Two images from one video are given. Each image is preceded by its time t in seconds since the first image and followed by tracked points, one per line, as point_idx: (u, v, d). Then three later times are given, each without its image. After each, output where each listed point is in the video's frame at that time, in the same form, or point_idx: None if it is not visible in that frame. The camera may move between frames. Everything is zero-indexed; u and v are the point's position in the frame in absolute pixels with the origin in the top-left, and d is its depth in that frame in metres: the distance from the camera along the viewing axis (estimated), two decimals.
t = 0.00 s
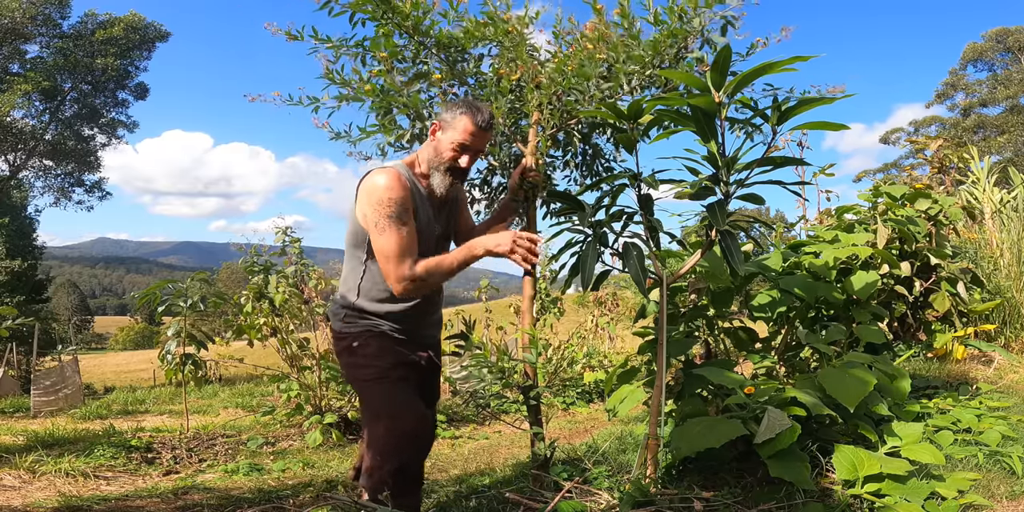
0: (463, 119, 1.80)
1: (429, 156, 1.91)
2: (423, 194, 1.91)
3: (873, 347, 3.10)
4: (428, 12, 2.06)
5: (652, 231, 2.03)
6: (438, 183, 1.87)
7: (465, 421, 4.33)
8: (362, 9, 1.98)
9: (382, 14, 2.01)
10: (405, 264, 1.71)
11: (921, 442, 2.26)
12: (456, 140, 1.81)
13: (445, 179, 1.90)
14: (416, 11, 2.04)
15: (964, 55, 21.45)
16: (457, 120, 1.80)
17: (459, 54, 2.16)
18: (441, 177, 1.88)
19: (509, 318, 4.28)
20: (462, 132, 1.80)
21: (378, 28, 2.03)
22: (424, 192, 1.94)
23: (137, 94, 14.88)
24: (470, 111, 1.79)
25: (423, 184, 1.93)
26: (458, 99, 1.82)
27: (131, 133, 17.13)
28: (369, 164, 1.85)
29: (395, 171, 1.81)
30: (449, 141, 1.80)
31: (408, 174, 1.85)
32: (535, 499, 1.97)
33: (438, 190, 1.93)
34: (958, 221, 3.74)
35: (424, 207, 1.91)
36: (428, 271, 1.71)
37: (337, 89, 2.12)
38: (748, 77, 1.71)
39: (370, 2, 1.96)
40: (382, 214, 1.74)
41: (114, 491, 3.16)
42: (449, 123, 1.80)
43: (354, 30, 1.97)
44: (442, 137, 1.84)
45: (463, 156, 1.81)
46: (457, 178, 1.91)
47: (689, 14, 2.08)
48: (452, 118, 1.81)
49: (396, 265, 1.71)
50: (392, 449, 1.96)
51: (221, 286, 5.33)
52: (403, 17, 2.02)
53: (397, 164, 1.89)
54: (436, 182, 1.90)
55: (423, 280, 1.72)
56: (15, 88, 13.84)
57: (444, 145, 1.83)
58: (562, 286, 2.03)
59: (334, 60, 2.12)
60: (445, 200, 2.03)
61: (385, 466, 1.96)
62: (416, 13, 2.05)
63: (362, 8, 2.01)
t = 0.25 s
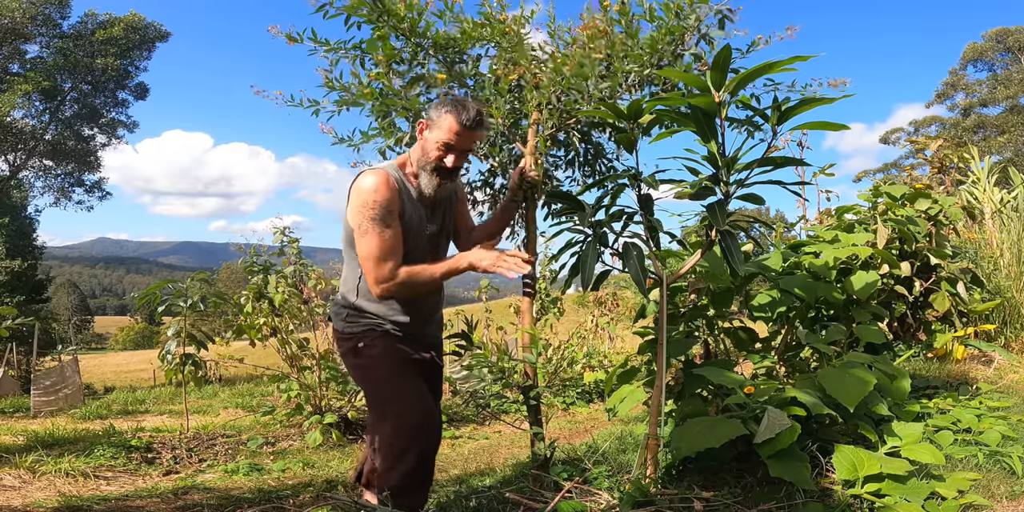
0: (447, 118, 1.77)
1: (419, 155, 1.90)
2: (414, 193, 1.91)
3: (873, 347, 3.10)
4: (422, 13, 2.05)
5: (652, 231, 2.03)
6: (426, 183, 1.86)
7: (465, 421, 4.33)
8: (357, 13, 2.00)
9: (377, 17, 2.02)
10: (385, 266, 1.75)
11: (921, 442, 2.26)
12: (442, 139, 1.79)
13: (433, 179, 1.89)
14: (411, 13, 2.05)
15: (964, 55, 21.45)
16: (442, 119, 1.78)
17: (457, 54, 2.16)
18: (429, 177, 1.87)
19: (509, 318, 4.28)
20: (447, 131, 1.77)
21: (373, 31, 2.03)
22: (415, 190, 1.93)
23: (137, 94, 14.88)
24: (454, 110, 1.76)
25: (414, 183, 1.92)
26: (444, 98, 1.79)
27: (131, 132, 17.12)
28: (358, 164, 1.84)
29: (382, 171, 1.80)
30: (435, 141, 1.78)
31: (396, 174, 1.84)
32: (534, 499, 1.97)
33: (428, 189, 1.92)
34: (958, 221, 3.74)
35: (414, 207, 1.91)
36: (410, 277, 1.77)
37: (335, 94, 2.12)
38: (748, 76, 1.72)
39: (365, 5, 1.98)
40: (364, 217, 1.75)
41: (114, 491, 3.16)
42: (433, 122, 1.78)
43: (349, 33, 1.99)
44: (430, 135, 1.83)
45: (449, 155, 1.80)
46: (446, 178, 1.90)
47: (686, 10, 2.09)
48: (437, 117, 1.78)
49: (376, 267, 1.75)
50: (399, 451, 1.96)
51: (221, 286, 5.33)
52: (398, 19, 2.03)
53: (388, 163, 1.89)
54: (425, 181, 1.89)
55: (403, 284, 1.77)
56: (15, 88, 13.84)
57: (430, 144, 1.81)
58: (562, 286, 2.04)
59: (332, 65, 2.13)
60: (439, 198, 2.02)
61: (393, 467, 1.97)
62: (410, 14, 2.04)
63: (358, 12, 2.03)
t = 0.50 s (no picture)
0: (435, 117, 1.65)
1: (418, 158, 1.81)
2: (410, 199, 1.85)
3: (873, 347, 3.10)
4: (419, 16, 2.06)
5: (652, 231, 2.03)
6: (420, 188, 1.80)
7: (465, 421, 4.32)
8: (355, 17, 2.03)
9: (375, 21, 2.05)
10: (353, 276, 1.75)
11: (921, 442, 2.26)
12: (432, 142, 1.69)
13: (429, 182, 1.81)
14: (409, 16, 2.06)
15: (964, 55, 21.45)
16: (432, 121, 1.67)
17: (455, 56, 2.15)
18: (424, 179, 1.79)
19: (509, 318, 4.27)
20: (436, 134, 1.67)
21: (372, 35, 2.06)
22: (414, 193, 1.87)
23: (137, 94, 14.88)
24: (440, 109, 1.64)
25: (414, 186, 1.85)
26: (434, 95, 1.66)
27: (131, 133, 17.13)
28: (355, 168, 1.84)
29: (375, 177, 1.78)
30: (424, 143, 1.69)
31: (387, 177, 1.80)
32: (534, 499, 1.97)
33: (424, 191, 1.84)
34: (958, 221, 3.74)
35: (406, 210, 1.86)
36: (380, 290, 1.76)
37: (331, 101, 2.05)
38: (749, 76, 1.72)
39: (361, 9, 2.02)
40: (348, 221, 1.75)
41: (114, 491, 3.16)
42: (420, 123, 1.67)
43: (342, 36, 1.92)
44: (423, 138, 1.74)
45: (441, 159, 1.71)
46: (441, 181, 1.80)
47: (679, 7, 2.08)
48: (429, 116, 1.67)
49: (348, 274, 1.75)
50: (382, 446, 2.05)
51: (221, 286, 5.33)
52: (396, 23, 2.05)
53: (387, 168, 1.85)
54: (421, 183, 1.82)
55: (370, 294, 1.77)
56: (15, 88, 13.84)
57: (421, 147, 1.73)
58: (562, 286, 2.04)
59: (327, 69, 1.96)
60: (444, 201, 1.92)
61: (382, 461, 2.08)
62: (409, 17, 2.06)
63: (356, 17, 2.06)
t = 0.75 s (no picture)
0: (443, 122, 1.75)
1: (425, 173, 1.89)
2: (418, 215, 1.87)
3: (873, 347, 3.10)
4: (416, 18, 2.04)
5: (652, 231, 2.03)
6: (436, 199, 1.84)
7: (465, 421, 4.32)
8: (352, 19, 1.98)
9: (372, 22, 2.00)
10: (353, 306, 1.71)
11: (921, 442, 2.26)
12: (444, 149, 1.78)
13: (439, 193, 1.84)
14: (407, 18, 2.04)
15: (964, 55, 21.44)
16: (441, 129, 1.77)
17: (452, 58, 2.17)
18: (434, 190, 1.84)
19: (509, 318, 4.27)
20: (447, 140, 1.76)
21: (369, 37, 2.03)
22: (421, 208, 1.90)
23: (137, 94, 14.88)
24: (447, 113, 1.73)
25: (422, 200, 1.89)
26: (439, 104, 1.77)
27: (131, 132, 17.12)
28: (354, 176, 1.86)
29: (381, 195, 1.80)
30: (434, 148, 1.76)
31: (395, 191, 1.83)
32: (534, 498, 1.97)
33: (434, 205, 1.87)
34: (957, 221, 3.74)
35: (414, 225, 1.86)
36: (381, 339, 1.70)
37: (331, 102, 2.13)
38: (749, 77, 1.72)
39: (359, 11, 1.96)
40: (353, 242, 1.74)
41: (114, 491, 3.16)
42: (428, 130, 1.77)
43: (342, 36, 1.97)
44: (432, 148, 1.82)
45: (453, 166, 1.78)
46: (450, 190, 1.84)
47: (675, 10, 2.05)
48: (436, 125, 1.78)
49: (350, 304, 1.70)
50: (370, 442, 2.04)
51: (221, 286, 5.33)
52: (393, 24, 2.02)
53: (394, 184, 1.88)
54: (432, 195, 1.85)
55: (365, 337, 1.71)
56: (15, 88, 13.84)
57: (433, 156, 1.80)
58: (562, 286, 2.04)
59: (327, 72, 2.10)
60: (451, 219, 1.96)
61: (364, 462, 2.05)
62: (405, 19, 2.03)
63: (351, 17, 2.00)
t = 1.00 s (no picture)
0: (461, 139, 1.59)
1: (436, 194, 1.70)
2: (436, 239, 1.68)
3: (873, 347, 3.10)
4: (419, 16, 2.06)
5: (652, 231, 2.03)
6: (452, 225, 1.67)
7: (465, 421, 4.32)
8: (353, 16, 1.98)
9: (374, 20, 2.01)
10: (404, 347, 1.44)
11: (921, 442, 2.26)
12: (460, 170, 1.61)
13: (456, 217, 1.68)
14: (408, 15, 2.05)
15: (964, 55, 21.44)
16: (455, 147, 1.60)
17: (453, 56, 2.15)
18: (452, 213, 1.67)
19: (509, 318, 4.27)
20: (465, 160, 1.59)
21: (371, 33, 2.03)
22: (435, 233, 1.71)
23: (137, 94, 14.87)
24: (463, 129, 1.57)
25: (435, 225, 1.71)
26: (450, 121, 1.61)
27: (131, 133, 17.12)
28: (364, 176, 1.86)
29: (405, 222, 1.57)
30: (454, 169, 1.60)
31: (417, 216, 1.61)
32: (534, 498, 1.97)
33: (448, 231, 1.70)
34: (957, 221, 3.75)
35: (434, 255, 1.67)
36: (408, 383, 1.39)
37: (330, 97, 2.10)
38: (748, 77, 1.73)
39: (360, 8, 1.96)
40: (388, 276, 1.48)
41: (114, 491, 3.16)
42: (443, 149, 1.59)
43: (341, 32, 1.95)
44: (445, 168, 1.64)
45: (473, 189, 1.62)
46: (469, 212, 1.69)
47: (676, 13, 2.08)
48: (449, 144, 1.60)
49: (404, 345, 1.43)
50: (371, 441, 2.03)
51: (221, 286, 5.32)
52: (395, 21, 2.02)
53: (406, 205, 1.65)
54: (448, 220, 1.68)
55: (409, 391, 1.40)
56: (15, 88, 13.83)
57: (449, 178, 1.63)
58: (563, 286, 2.05)
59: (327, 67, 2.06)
60: (458, 244, 1.80)
61: (365, 464, 2.05)
62: (408, 16, 2.05)
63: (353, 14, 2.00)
